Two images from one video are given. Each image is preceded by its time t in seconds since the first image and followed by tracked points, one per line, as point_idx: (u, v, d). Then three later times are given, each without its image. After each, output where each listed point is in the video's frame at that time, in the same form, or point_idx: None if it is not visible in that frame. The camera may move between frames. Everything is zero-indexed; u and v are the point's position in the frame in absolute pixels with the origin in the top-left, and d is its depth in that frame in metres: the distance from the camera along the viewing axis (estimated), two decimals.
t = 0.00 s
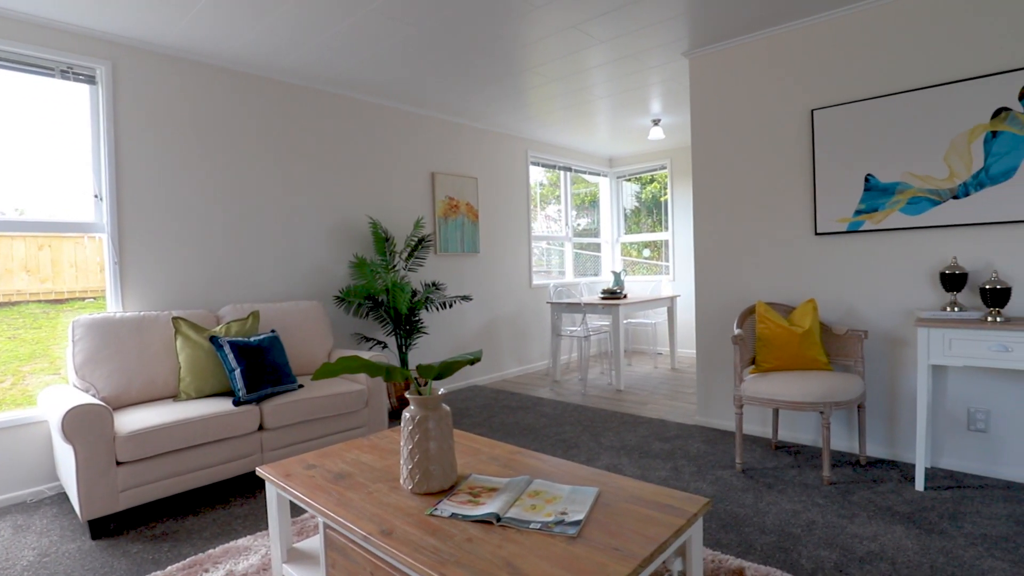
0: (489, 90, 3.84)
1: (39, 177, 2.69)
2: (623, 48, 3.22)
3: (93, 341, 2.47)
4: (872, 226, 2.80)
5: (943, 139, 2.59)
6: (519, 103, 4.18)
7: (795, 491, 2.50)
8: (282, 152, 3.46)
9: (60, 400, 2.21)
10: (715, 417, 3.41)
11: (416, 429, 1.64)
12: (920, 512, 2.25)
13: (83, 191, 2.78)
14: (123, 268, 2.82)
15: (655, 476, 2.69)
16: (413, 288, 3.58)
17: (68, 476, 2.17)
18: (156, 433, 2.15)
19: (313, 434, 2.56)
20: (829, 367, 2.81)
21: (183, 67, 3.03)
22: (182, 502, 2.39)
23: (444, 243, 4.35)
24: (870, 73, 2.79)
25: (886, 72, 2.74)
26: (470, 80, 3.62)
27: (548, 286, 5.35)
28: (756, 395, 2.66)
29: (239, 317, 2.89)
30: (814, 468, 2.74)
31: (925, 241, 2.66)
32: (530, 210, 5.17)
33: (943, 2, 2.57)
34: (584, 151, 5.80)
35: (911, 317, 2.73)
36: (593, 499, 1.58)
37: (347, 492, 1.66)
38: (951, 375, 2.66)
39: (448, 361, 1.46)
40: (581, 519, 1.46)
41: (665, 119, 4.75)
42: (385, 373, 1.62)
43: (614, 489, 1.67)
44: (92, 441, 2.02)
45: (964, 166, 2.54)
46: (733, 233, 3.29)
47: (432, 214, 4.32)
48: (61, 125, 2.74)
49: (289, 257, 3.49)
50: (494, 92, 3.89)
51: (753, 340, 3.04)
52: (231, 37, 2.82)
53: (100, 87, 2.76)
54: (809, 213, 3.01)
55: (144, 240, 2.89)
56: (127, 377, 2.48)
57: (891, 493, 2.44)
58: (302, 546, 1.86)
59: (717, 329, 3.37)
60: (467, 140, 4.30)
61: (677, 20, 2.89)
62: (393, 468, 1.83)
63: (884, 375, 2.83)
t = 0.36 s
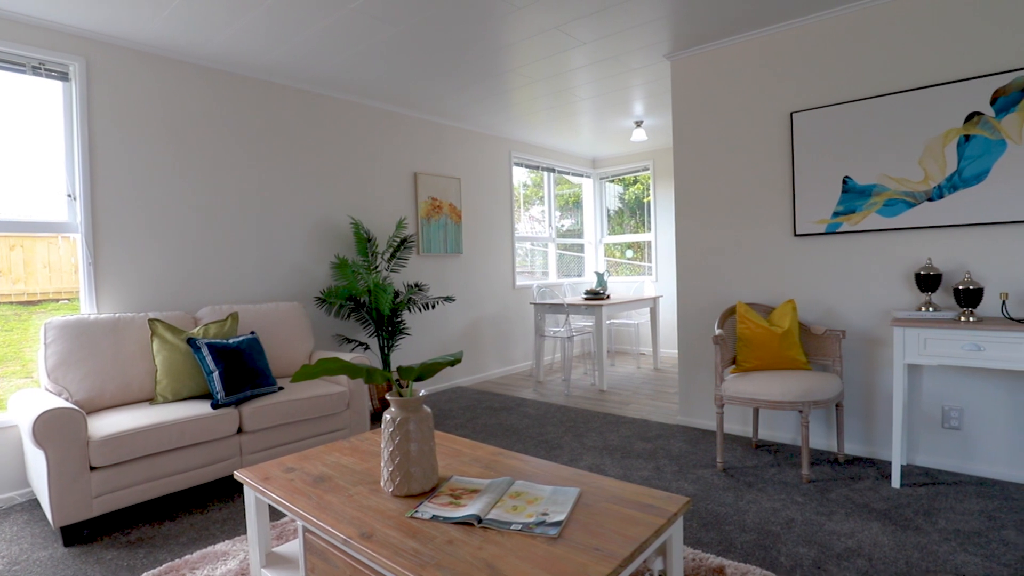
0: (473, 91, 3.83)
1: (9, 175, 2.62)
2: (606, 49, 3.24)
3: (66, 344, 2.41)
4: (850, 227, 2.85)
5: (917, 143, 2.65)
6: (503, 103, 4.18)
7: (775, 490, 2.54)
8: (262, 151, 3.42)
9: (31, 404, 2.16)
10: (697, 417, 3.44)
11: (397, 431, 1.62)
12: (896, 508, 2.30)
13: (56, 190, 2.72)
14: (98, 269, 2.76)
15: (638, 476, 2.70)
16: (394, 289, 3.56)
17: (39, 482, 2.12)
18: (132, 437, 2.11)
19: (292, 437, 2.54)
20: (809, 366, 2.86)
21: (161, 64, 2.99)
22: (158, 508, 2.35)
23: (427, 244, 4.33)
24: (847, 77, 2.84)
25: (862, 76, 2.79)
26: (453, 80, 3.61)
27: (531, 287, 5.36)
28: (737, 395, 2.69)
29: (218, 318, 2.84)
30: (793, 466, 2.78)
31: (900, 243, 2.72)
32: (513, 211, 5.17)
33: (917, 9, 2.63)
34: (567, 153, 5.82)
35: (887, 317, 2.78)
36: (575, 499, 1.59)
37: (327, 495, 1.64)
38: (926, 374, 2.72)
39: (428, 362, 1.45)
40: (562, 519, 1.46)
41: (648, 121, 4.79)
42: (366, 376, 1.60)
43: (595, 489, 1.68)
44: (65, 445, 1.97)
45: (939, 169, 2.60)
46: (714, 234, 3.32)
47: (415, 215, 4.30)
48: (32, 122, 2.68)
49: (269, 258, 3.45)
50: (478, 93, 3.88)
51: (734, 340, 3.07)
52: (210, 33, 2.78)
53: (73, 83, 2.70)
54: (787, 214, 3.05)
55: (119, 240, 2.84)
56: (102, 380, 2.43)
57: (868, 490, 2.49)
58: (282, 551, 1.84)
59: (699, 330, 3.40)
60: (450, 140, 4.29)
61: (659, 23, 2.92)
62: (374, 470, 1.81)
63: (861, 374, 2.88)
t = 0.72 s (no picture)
0: (455, 90, 3.82)
1: None
2: (588, 50, 3.25)
3: (35, 347, 2.35)
4: (826, 229, 2.90)
5: (890, 146, 2.70)
6: (486, 104, 4.17)
7: (754, 488, 2.57)
8: (240, 150, 3.37)
9: None
10: (678, 416, 3.47)
11: (376, 433, 1.61)
12: (870, 505, 2.34)
13: (24, 188, 2.65)
14: (68, 270, 2.70)
15: (619, 476, 2.71)
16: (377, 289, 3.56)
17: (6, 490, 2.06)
18: (103, 442, 2.06)
19: (270, 440, 2.50)
20: (786, 365, 2.90)
21: (134, 60, 2.93)
22: (131, 514, 2.30)
23: (408, 244, 4.30)
24: (823, 81, 2.89)
25: (838, 81, 2.84)
26: (435, 80, 3.59)
27: (514, 287, 5.36)
28: (717, 394, 2.72)
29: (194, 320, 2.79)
30: (771, 464, 2.82)
31: (875, 244, 2.77)
32: (496, 211, 5.17)
33: (891, 15, 2.68)
34: (550, 153, 5.83)
35: (862, 317, 2.84)
36: (555, 500, 1.59)
37: (305, 499, 1.62)
38: (899, 372, 2.78)
39: (406, 364, 1.44)
40: (542, 520, 1.46)
41: (631, 122, 4.82)
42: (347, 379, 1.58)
43: (575, 490, 1.68)
44: (32, 451, 1.92)
45: (912, 172, 2.65)
46: (695, 235, 3.36)
47: (397, 215, 4.27)
48: None
49: (248, 259, 3.40)
50: (460, 92, 3.87)
51: (714, 340, 3.10)
52: (185, 29, 2.73)
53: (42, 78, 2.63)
54: (766, 216, 3.10)
55: (91, 240, 2.77)
56: (72, 383, 2.37)
57: (844, 487, 2.53)
58: (258, 556, 1.81)
59: (679, 330, 3.43)
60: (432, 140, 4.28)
61: (641, 25, 2.94)
62: (352, 473, 1.79)
63: (837, 373, 2.93)
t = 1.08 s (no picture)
0: (434, 89, 3.80)
1: None
2: (567, 51, 3.26)
3: None
4: (800, 229, 2.95)
5: (861, 149, 2.76)
6: (466, 103, 4.16)
7: (730, 485, 2.60)
8: (214, 148, 3.31)
9: None
10: (657, 415, 3.50)
11: (351, 436, 1.59)
12: (843, 500, 2.39)
13: None
14: (32, 271, 2.62)
15: (598, 475, 2.73)
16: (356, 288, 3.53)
17: None
18: (70, 448, 2.00)
19: (244, 444, 2.46)
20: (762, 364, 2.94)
21: (103, 56, 2.86)
22: (99, 522, 2.24)
23: (387, 245, 4.27)
24: (797, 84, 2.94)
25: (811, 84, 2.90)
26: (414, 78, 3.56)
27: (495, 287, 5.35)
28: (695, 393, 2.75)
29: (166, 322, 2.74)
30: (748, 462, 2.86)
31: (847, 245, 2.83)
32: (477, 212, 5.15)
33: (861, 20, 2.74)
34: (531, 154, 5.84)
35: (834, 316, 2.89)
36: (532, 500, 1.59)
37: (278, 503, 1.60)
38: (871, 370, 2.84)
39: (381, 365, 1.43)
40: (519, 520, 1.46)
41: (611, 123, 4.85)
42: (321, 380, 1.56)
43: (552, 490, 1.68)
44: None
45: (883, 174, 2.71)
46: (672, 236, 3.39)
47: (375, 214, 4.24)
48: None
49: (223, 259, 3.34)
50: (440, 92, 3.85)
51: (691, 339, 3.14)
52: (156, 24, 2.67)
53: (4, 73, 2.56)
54: (742, 217, 3.14)
55: (57, 239, 2.70)
56: (36, 388, 2.30)
57: (818, 483, 2.58)
58: (230, 562, 1.78)
59: (658, 330, 3.46)
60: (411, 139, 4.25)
61: (619, 27, 2.96)
62: (328, 476, 1.77)
63: (811, 371, 2.99)
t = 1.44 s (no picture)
0: (411, 88, 3.77)
1: None
2: (545, 52, 3.27)
3: None
4: (773, 230, 3.00)
5: (831, 151, 2.82)
6: (444, 102, 4.14)
7: (706, 482, 2.63)
8: (184, 145, 3.24)
9: None
10: (634, 414, 3.53)
11: (324, 438, 1.57)
12: (814, 495, 2.44)
13: None
14: None
15: (576, 474, 2.74)
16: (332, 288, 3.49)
17: None
18: (30, 455, 1.93)
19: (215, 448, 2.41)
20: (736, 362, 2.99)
21: (67, 50, 2.77)
22: (63, 531, 2.17)
23: (364, 245, 4.23)
24: (770, 87, 2.99)
25: (784, 87, 2.95)
26: (391, 76, 3.53)
27: (474, 288, 5.34)
28: (671, 392, 2.77)
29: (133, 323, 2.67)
30: (723, 459, 2.90)
31: (818, 245, 2.89)
32: (455, 212, 5.14)
33: (831, 25, 2.80)
34: (510, 154, 5.84)
35: (806, 315, 2.95)
36: (508, 500, 1.59)
37: (249, 508, 1.57)
38: (841, 368, 2.90)
39: (354, 367, 1.42)
40: (494, 521, 1.46)
41: (588, 124, 4.88)
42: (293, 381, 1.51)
43: (528, 489, 1.68)
44: None
45: (853, 176, 2.78)
46: (649, 236, 3.42)
47: (351, 214, 4.20)
48: None
49: (194, 260, 3.27)
50: (417, 90, 3.83)
51: (668, 339, 3.17)
52: (123, 17, 2.60)
53: None
54: (717, 217, 3.18)
55: (17, 238, 2.61)
56: None
57: (790, 479, 2.63)
58: (200, 569, 1.74)
59: (635, 329, 3.49)
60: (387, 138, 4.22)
61: (596, 28, 2.98)
62: (301, 480, 1.74)
63: (784, 369, 3.04)
